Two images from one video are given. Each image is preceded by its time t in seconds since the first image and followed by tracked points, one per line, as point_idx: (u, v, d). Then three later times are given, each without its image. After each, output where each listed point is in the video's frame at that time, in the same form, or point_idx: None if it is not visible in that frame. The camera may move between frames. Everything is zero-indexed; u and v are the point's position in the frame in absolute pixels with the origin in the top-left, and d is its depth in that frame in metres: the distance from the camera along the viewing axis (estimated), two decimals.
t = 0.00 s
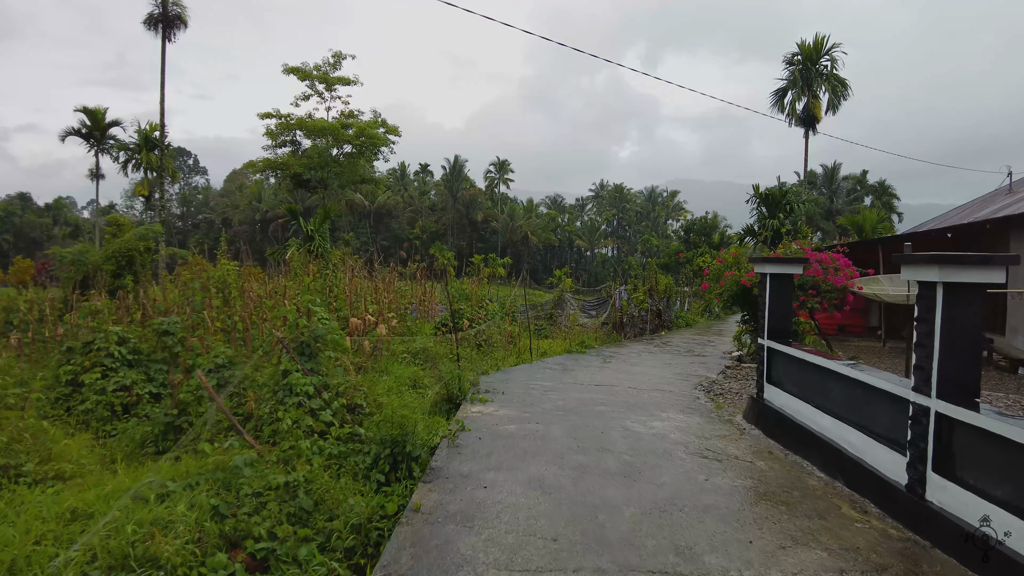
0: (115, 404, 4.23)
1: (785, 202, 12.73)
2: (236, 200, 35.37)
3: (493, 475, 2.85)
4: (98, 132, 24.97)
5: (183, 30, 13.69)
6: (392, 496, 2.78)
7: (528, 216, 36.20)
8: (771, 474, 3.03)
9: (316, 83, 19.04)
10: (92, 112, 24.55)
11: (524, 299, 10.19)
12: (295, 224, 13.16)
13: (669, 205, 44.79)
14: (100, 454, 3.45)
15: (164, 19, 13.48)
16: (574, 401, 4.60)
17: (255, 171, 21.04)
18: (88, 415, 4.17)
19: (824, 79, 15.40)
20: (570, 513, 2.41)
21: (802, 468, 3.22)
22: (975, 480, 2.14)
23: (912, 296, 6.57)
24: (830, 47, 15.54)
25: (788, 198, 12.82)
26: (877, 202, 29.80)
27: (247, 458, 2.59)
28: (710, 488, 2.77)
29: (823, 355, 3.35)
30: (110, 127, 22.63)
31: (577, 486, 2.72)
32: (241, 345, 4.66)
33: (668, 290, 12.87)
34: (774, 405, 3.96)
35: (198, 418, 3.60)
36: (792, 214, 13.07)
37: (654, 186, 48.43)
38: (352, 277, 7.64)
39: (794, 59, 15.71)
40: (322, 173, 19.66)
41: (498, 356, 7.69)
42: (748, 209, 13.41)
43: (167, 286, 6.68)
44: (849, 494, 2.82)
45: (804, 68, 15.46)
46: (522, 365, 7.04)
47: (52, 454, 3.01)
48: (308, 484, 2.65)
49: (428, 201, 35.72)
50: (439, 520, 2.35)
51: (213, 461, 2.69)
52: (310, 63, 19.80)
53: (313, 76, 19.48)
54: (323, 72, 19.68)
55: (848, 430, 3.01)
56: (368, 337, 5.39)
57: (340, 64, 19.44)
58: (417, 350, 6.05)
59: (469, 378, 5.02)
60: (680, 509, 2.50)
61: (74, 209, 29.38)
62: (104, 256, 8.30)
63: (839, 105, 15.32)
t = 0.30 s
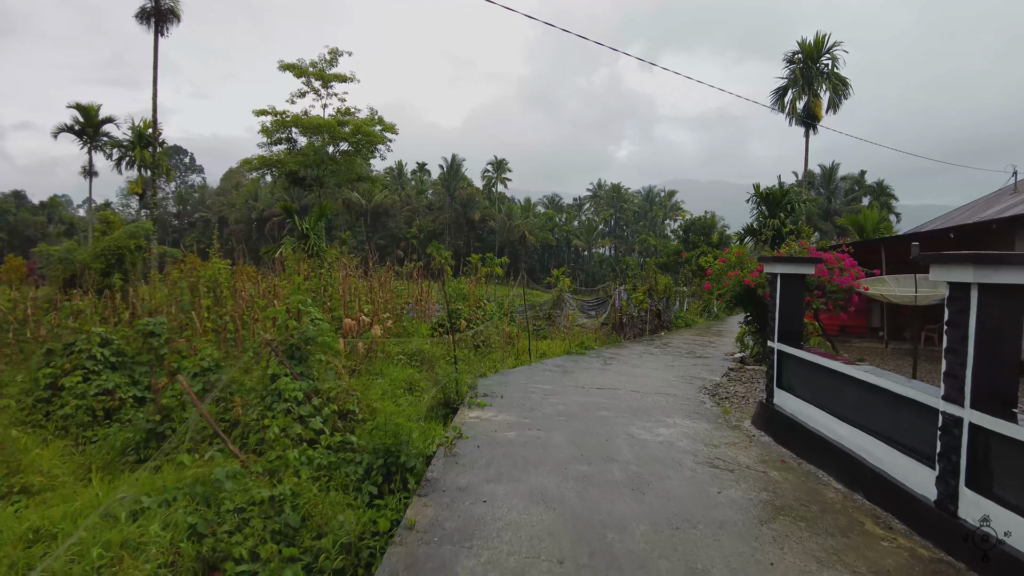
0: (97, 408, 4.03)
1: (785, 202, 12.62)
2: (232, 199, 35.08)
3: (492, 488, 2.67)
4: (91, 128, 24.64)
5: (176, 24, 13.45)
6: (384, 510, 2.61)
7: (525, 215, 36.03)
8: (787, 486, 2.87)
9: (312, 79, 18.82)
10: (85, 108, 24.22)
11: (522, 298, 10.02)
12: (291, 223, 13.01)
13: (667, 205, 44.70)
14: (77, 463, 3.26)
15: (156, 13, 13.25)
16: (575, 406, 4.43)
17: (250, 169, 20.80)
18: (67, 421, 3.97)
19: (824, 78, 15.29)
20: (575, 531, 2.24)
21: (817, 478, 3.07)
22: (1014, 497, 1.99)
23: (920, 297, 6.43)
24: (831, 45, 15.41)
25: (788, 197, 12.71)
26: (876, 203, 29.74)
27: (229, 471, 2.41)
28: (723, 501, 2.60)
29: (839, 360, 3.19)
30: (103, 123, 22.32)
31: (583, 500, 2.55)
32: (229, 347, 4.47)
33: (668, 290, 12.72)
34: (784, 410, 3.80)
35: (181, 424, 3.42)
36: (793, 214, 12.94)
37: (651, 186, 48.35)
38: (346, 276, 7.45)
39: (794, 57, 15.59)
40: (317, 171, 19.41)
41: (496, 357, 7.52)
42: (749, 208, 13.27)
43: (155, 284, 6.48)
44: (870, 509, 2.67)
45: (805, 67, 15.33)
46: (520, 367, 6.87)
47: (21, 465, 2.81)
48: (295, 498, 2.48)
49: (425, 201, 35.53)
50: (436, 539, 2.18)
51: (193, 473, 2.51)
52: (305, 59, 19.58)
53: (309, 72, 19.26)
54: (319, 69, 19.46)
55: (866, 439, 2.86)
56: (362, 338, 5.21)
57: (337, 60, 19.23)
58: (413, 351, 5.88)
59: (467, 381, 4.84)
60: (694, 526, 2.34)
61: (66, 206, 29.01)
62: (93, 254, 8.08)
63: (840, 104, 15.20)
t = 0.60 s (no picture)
0: (76, 413, 3.85)
1: (784, 200, 12.50)
2: (226, 197, 34.78)
3: (487, 500, 2.52)
4: (82, 126, 24.32)
5: (167, 19, 13.23)
6: (373, 523, 2.46)
7: (521, 215, 35.90)
8: (798, 496, 2.73)
9: (306, 76, 18.61)
10: (76, 105, 23.89)
11: (519, 298, 9.87)
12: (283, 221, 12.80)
13: (663, 205, 44.63)
14: (51, 472, 3.08)
15: (146, 7, 13.03)
16: (574, 409, 4.28)
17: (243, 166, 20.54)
18: (44, 425, 3.79)
19: (823, 76, 15.19)
20: (575, 549, 2.09)
21: (828, 487, 2.93)
22: None
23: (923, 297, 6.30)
24: (829, 44, 15.34)
25: (787, 196, 12.60)
26: (872, 203, 29.74)
27: (206, 483, 2.25)
28: (734, 514, 2.46)
29: (851, 363, 3.06)
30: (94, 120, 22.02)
31: (583, 513, 2.40)
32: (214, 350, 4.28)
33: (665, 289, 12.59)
34: (791, 416, 3.66)
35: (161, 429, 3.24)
36: (792, 213, 12.85)
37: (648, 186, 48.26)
38: (339, 274, 7.28)
39: (793, 55, 15.50)
40: (311, 169, 19.18)
41: (492, 358, 7.36)
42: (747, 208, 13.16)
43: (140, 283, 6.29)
44: (887, 520, 2.54)
45: (803, 66, 15.24)
46: (517, 368, 6.72)
47: None
48: (277, 511, 2.32)
49: (421, 199, 35.32)
50: (426, 558, 2.02)
51: (168, 485, 2.34)
52: (300, 56, 19.36)
53: (303, 69, 19.05)
54: (314, 66, 19.25)
55: (882, 448, 2.73)
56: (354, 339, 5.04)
57: (331, 57, 19.03)
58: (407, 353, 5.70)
59: (462, 383, 4.67)
60: (702, 541, 2.19)
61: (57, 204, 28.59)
62: (80, 252, 7.89)
63: (838, 103, 15.13)
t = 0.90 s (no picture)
0: (50, 418, 3.68)
1: (783, 199, 12.38)
2: (222, 197, 34.55)
3: (480, 513, 2.36)
4: (73, 124, 24.03)
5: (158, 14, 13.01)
6: (358, 539, 2.30)
7: (518, 214, 35.76)
8: (810, 507, 2.57)
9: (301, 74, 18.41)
10: (68, 103, 23.62)
11: (516, 297, 9.71)
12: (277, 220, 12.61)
13: (661, 204, 44.54)
14: (20, 483, 2.91)
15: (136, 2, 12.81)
16: (573, 413, 4.13)
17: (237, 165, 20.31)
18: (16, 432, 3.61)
19: (822, 74, 15.08)
20: (574, 568, 1.93)
21: (842, 496, 2.78)
22: None
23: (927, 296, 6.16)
24: (828, 41, 15.24)
25: (786, 194, 12.47)
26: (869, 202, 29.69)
27: (176, 496, 2.07)
28: (743, 527, 2.31)
29: (864, 366, 2.91)
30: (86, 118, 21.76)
31: (584, 527, 2.24)
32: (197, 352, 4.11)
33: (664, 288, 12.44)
34: (800, 419, 3.51)
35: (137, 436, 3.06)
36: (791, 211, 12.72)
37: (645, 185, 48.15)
38: (331, 273, 7.10)
39: (791, 53, 15.39)
40: (305, 167, 18.96)
41: (488, 359, 7.19)
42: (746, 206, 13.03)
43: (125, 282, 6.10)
44: (906, 533, 2.39)
45: (802, 63, 15.12)
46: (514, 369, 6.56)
47: None
48: (254, 526, 2.16)
49: (417, 199, 35.12)
50: None
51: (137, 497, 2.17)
52: (294, 53, 19.14)
53: (298, 67, 18.84)
54: (308, 63, 19.05)
55: (898, 454, 2.58)
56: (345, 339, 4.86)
57: (326, 54, 18.82)
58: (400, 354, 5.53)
59: (456, 386, 4.51)
60: (712, 558, 2.04)
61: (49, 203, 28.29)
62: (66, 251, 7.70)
63: (837, 101, 15.03)
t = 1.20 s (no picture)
0: (28, 426, 3.53)
1: (785, 198, 12.24)
2: (221, 197, 34.37)
3: (474, 532, 2.20)
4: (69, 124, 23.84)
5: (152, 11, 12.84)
6: (344, 560, 2.15)
7: (518, 214, 35.60)
8: (827, 523, 2.42)
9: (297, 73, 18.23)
10: (63, 102, 23.42)
11: (515, 299, 9.55)
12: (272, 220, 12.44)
13: (661, 204, 44.38)
14: None
15: None
16: (573, 420, 3.97)
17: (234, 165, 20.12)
18: None
19: (824, 72, 14.94)
20: None
21: (857, 510, 2.63)
22: None
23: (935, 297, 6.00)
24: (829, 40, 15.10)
25: (788, 193, 12.33)
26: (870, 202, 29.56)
27: (147, 517, 1.91)
28: (756, 547, 2.15)
29: (881, 373, 2.75)
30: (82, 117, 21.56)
31: (586, 548, 2.09)
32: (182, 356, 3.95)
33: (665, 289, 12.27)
34: (810, 427, 3.35)
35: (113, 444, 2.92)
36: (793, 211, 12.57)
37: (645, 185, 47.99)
38: (326, 273, 6.95)
39: (793, 51, 15.24)
40: (302, 166, 18.77)
41: (485, 361, 7.03)
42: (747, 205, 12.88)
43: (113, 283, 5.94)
44: (930, 552, 2.24)
45: (803, 61, 14.98)
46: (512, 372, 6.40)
47: None
48: (232, 547, 2.01)
49: (416, 199, 34.95)
50: None
51: (105, 515, 2.01)
52: (291, 52, 18.97)
53: (295, 65, 18.66)
54: (305, 62, 18.87)
55: (919, 467, 2.43)
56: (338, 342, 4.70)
57: (323, 53, 18.64)
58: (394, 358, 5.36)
59: (453, 391, 4.35)
60: None
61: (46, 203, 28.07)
62: (55, 251, 7.52)
63: (839, 99, 14.89)
